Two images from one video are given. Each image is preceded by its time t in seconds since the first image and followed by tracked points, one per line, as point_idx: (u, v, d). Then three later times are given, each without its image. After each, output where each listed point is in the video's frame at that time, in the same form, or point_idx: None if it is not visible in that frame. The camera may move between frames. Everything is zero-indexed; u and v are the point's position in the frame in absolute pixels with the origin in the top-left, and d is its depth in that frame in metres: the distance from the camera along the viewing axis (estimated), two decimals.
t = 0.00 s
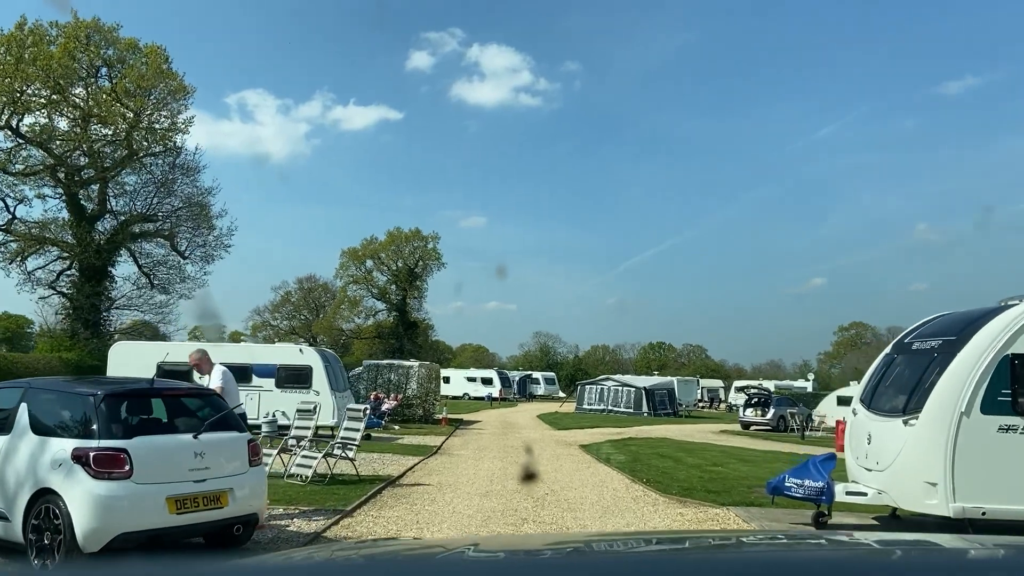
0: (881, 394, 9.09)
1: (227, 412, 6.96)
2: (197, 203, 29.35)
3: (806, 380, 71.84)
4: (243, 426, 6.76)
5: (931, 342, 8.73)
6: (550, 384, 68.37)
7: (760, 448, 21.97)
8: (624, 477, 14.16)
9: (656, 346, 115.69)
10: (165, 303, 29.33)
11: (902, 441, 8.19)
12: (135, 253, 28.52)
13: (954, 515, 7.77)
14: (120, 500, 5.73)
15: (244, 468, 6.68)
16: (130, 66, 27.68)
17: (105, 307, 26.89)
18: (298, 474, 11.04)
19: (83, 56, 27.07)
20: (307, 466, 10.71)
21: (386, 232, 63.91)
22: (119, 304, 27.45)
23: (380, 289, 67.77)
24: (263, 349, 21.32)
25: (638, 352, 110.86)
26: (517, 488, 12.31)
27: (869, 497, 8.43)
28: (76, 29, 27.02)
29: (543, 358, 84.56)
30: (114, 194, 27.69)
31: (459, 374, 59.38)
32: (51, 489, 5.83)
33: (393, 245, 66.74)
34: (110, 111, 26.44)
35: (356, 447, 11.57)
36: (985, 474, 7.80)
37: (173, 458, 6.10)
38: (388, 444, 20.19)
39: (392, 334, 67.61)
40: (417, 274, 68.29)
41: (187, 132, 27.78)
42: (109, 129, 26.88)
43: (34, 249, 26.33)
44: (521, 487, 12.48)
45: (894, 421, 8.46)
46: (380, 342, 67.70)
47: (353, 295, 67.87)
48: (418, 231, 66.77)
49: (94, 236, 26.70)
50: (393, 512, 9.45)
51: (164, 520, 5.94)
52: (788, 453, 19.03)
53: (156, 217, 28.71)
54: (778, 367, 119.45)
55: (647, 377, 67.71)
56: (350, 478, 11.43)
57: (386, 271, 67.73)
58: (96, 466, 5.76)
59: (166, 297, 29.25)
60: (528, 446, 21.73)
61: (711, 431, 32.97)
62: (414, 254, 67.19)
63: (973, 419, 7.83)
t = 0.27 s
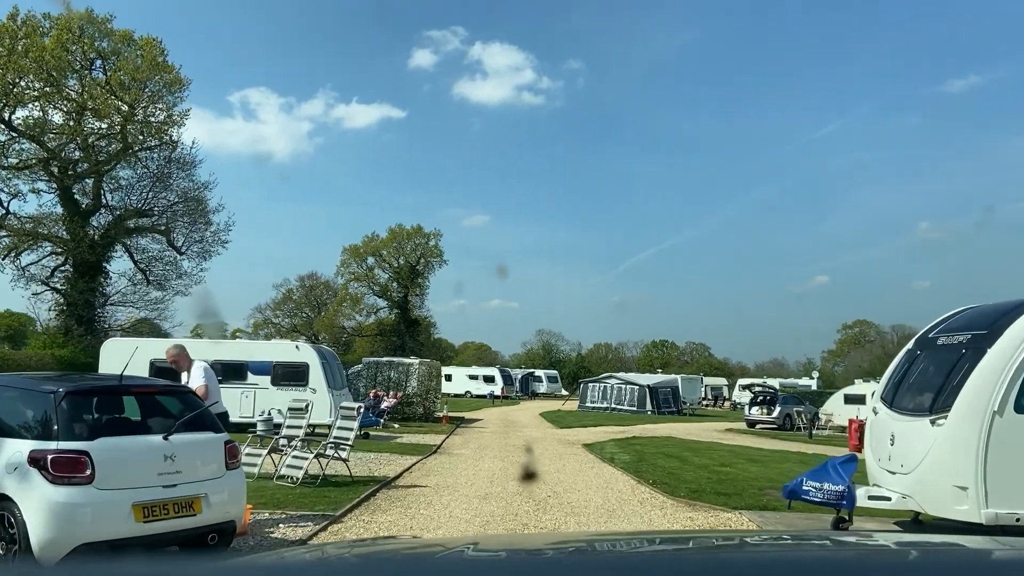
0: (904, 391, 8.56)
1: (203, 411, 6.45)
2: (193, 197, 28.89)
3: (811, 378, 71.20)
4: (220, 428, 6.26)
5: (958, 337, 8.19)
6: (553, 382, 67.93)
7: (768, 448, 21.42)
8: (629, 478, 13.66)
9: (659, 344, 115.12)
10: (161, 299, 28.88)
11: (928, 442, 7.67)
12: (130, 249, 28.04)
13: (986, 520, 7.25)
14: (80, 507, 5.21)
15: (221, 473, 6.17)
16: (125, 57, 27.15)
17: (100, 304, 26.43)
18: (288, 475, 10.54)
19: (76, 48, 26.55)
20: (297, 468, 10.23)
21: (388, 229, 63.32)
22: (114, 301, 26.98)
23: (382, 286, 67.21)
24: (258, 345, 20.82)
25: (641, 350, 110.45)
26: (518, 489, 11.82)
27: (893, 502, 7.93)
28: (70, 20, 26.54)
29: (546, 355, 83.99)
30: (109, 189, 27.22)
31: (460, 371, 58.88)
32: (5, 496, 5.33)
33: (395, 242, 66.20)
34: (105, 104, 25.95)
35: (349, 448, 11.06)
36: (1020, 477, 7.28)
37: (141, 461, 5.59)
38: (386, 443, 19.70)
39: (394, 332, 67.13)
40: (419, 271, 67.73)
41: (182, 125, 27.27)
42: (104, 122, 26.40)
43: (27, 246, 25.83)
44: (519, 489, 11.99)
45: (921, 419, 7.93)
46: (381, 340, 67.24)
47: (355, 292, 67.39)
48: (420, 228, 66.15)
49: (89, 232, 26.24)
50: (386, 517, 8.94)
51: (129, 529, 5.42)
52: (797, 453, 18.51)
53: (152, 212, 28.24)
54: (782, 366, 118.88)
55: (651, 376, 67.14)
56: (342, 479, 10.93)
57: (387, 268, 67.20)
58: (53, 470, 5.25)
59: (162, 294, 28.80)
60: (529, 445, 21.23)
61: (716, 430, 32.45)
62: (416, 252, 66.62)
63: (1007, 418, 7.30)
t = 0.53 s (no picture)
0: (932, 389, 8.02)
1: (176, 409, 5.92)
2: (190, 191, 28.40)
3: (816, 376, 70.55)
4: (194, 428, 5.74)
5: (991, 330, 7.66)
6: (556, 380, 67.41)
7: (776, 447, 20.87)
8: (636, 479, 13.14)
9: (663, 341, 114.45)
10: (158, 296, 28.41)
11: (961, 443, 7.12)
12: (125, 243, 27.55)
13: None
14: (33, 516, 4.69)
15: (193, 478, 5.64)
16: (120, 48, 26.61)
17: (95, 300, 25.96)
18: (278, 476, 10.03)
19: (70, 39, 26.02)
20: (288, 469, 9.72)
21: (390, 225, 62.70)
22: (109, 297, 26.50)
23: (384, 283, 66.63)
24: (254, 342, 20.30)
25: (644, 348, 109.83)
26: (519, 491, 11.31)
27: (922, 507, 7.37)
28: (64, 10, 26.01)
29: (549, 353, 83.41)
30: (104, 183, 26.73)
31: (463, 369, 58.35)
32: None
33: (397, 239, 65.61)
34: (99, 97, 25.42)
35: (343, 448, 10.54)
36: None
37: (103, 465, 5.07)
38: (385, 441, 19.18)
39: (396, 329, 66.60)
40: (421, 268, 67.11)
41: (179, 118, 26.76)
42: (98, 115, 25.89)
43: (20, 240, 25.34)
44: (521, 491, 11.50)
45: (952, 419, 7.38)
46: (383, 337, 66.70)
47: (356, 289, 66.82)
48: (423, 224, 65.51)
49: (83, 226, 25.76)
50: (381, 522, 8.43)
51: (89, 540, 4.90)
52: (807, 452, 17.97)
53: (148, 207, 27.74)
54: (786, 363, 118.21)
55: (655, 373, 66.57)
56: (335, 481, 10.42)
57: (389, 265, 66.61)
58: (3, 474, 4.73)
59: (158, 290, 28.33)
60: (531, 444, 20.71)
61: (722, 428, 31.91)
62: (418, 248, 66.01)
63: None
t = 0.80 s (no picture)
0: (962, 386, 7.50)
1: (143, 407, 5.40)
2: (187, 185, 27.91)
3: (822, 373, 69.88)
4: (162, 428, 5.24)
5: None
6: (560, 377, 66.89)
7: (786, 446, 20.32)
8: (643, 479, 12.63)
9: (667, 338, 113.80)
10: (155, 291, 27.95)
11: (997, 444, 6.59)
12: (121, 238, 27.08)
13: None
14: None
15: (161, 483, 5.13)
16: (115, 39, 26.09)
17: (90, 295, 25.51)
18: (267, 478, 9.52)
19: (65, 30, 25.52)
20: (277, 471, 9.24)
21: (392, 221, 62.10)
22: (104, 293, 26.04)
23: (386, 279, 66.08)
24: (251, 338, 19.80)
25: (648, 344, 109.20)
26: (520, 494, 10.77)
27: (954, 514, 6.83)
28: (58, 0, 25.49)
29: (552, 350, 82.88)
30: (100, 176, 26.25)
31: (466, 366, 57.84)
32: None
33: (399, 235, 65.03)
34: (93, 88, 24.90)
35: (336, 448, 10.00)
36: None
37: (58, 470, 4.58)
38: (384, 440, 18.67)
39: (398, 326, 66.09)
40: (423, 264, 66.53)
41: (175, 110, 26.25)
42: (93, 107, 25.37)
43: (13, 233, 24.87)
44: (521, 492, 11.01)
45: (988, 418, 6.84)
46: (385, 334, 66.21)
47: (358, 286, 66.30)
48: (425, 220, 64.91)
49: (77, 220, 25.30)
50: (375, 528, 7.94)
51: (39, 554, 4.40)
52: (818, 451, 17.44)
53: (144, 200, 27.27)
54: (791, 360, 117.53)
55: (659, 370, 66.02)
56: (328, 483, 9.92)
57: (392, 261, 66.06)
58: None
59: (155, 285, 27.86)
60: (534, 443, 20.18)
61: (729, 426, 31.36)
62: (421, 244, 65.40)
63: None
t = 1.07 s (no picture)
0: (997, 383, 6.95)
1: (102, 406, 4.88)
2: (183, 179, 27.41)
3: (827, 371, 69.29)
4: (123, 431, 4.74)
5: None
6: (563, 375, 66.39)
7: (796, 445, 19.76)
8: (651, 481, 12.12)
9: (671, 336, 113.20)
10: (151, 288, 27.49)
11: None
12: (117, 233, 26.60)
13: None
14: None
15: (121, 492, 4.62)
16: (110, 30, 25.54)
17: (84, 292, 25.06)
18: (255, 481, 9.03)
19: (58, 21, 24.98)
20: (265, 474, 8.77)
21: (394, 219, 61.53)
22: (99, 289, 25.59)
23: (388, 277, 65.55)
24: (247, 334, 19.31)
25: (651, 342, 108.60)
26: (522, 498, 10.24)
27: (992, 522, 6.29)
28: None
29: (555, 348, 82.35)
30: (95, 171, 25.76)
31: (468, 364, 57.35)
32: None
33: (401, 232, 64.49)
34: (87, 81, 24.38)
35: (328, 449, 9.49)
36: None
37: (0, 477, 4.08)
38: (383, 439, 18.17)
39: (401, 323, 65.61)
40: (426, 261, 65.97)
41: (171, 103, 25.73)
42: (88, 101, 24.86)
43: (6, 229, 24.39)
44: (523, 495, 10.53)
45: None
46: (387, 332, 65.75)
47: (360, 283, 65.78)
48: (427, 218, 64.38)
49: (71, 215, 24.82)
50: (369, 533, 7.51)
51: None
52: (831, 451, 16.89)
53: (140, 195, 26.77)
54: (795, 358, 116.91)
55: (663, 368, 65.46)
56: (320, 486, 9.43)
57: (394, 259, 65.53)
58: None
59: (151, 282, 27.40)
60: (537, 442, 19.67)
61: (735, 424, 30.81)
62: (423, 241, 64.84)
63: None
